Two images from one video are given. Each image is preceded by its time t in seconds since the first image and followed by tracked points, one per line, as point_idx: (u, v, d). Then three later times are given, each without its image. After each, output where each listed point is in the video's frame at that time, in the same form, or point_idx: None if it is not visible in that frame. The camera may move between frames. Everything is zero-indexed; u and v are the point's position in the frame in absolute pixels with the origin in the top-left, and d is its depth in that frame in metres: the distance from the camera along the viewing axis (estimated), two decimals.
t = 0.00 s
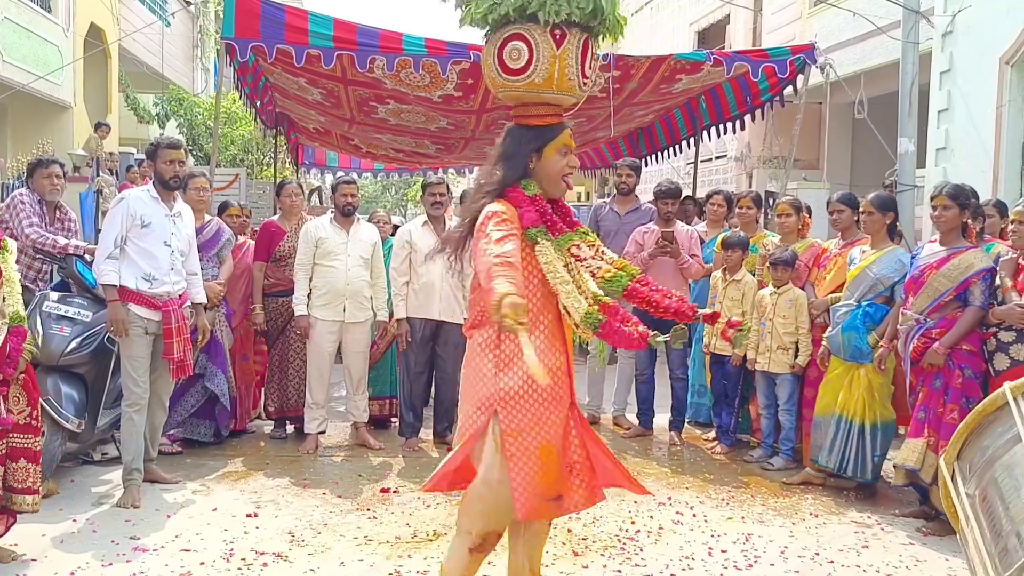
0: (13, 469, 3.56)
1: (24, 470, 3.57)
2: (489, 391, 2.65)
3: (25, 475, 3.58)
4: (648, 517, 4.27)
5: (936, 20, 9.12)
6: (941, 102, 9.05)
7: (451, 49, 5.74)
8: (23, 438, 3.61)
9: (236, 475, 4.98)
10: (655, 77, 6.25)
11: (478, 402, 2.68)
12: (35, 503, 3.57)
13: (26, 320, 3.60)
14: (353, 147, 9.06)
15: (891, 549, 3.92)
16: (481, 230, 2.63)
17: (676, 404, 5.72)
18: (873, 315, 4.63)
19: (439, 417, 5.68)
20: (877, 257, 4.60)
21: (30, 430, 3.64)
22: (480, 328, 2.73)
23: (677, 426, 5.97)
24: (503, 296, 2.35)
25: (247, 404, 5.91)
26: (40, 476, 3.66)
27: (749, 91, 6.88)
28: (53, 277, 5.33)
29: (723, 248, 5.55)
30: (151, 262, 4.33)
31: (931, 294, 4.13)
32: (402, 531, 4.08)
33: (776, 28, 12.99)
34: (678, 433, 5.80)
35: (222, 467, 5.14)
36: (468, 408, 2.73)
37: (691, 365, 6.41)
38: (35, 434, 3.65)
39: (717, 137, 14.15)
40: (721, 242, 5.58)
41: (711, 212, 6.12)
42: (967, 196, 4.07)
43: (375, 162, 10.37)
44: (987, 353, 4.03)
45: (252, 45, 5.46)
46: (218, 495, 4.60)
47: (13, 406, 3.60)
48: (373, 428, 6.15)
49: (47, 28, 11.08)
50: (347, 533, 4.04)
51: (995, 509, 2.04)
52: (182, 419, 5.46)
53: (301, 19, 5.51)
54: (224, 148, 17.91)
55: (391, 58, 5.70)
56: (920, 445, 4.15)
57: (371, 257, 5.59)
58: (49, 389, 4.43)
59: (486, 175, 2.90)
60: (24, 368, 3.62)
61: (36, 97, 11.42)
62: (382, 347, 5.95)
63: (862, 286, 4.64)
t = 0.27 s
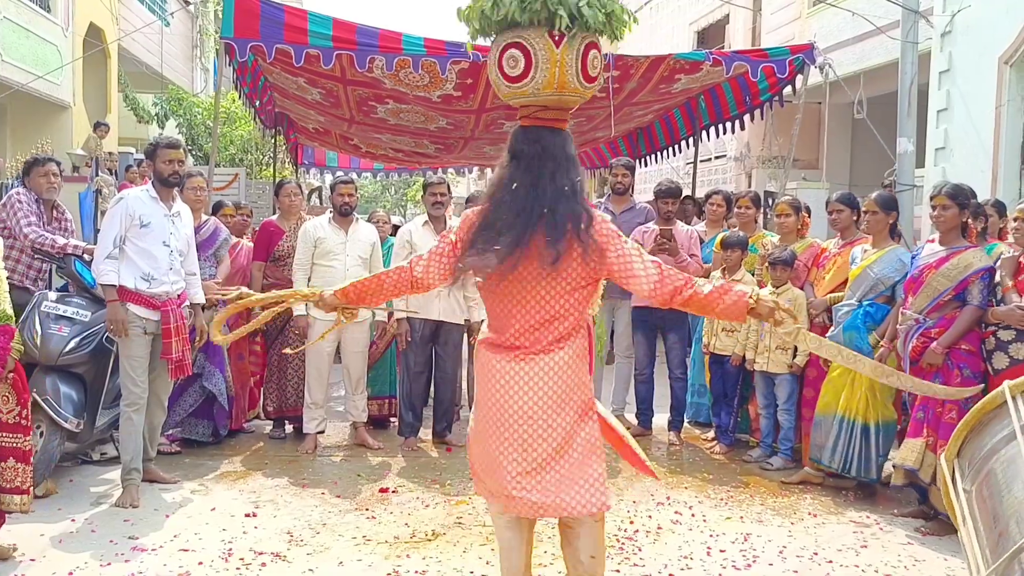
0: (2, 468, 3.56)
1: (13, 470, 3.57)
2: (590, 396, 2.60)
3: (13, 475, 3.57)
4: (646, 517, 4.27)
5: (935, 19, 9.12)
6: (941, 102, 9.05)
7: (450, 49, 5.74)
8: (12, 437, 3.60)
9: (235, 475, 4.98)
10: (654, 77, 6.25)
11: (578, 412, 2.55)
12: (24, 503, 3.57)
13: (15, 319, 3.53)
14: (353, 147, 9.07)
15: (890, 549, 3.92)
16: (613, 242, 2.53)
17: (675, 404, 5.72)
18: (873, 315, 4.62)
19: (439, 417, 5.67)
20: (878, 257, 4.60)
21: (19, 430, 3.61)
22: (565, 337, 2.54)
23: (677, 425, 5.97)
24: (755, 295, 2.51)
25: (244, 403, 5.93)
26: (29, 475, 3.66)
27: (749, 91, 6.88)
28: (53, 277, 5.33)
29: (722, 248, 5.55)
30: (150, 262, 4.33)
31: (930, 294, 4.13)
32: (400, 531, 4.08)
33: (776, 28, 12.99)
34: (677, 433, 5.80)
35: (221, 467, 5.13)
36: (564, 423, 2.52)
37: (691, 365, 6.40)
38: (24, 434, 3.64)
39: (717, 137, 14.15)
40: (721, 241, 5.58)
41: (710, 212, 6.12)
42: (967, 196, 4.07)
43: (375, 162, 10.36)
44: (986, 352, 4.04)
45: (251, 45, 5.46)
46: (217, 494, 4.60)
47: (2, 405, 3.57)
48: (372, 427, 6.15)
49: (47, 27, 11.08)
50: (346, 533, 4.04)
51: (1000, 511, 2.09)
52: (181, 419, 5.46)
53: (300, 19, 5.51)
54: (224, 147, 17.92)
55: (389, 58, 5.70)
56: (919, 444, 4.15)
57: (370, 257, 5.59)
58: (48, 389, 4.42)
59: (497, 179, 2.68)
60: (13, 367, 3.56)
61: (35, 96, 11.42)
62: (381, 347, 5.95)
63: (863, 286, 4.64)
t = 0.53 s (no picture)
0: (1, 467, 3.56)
1: (11, 468, 3.57)
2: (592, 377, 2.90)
3: (12, 474, 3.57)
4: (646, 517, 4.27)
5: (935, 20, 9.12)
6: (940, 102, 9.05)
7: (449, 49, 5.74)
8: (8, 437, 3.62)
9: (234, 475, 4.99)
10: (654, 77, 6.25)
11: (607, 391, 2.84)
12: (24, 501, 3.58)
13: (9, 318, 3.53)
14: (352, 147, 9.07)
15: (889, 549, 3.92)
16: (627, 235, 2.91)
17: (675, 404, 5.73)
18: (875, 315, 4.62)
19: (438, 418, 5.68)
20: (879, 257, 4.60)
21: (14, 429, 3.63)
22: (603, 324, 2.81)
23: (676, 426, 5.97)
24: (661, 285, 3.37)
25: (242, 403, 5.94)
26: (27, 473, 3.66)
27: (748, 91, 6.88)
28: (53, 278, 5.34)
29: (722, 248, 5.55)
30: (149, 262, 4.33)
31: (930, 294, 4.14)
32: (400, 531, 4.08)
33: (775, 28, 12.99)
34: (677, 433, 5.80)
35: (221, 467, 5.14)
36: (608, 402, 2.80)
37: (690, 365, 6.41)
38: (21, 433, 3.65)
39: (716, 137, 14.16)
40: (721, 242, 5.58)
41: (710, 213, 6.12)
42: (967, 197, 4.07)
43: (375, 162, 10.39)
44: (985, 352, 4.03)
45: (251, 45, 5.46)
46: (217, 495, 4.60)
47: None
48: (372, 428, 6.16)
49: (46, 27, 11.07)
50: (345, 533, 4.04)
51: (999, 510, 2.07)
52: (180, 419, 5.46)
53: (300, 19, 5.52)
54: (224, 148, 17.91)
55: (389, 58, 5.70)
56: (918, 444, 4.15)
57: (370, 258, 5.59)
58: (47, 389, 4.42)
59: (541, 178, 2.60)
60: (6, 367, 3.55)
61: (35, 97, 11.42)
62: (380, 347, 5.95)
63: (865, 286, 4.65)
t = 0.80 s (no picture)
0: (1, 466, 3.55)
1: (11, 467, 3.57)
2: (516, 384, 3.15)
3: (12, 473, 3.57)
4: (646, 517, 4.27)
5: (935, 20, 9.12)
6: (940, 102, 9.05)
7: (449, 49, 5.74)
8: (7, 437, 3.58)
9: (235, 475, 4.99)
10: (654, 77, 6.25)
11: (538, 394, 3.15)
12: (24, 499, 3.58)
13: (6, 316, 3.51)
14: (352, 147, 9.07)
15: (890, 549, 3.92)
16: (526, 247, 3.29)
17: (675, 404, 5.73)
18: (875, 315, 4.62)
19: (439, 418, 5.68)
20: (879, 257, 4.61)
21: (13, 428, 3.60)
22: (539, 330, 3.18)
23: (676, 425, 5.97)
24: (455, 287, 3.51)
25: (243, 402, 5.94)
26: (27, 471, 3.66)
27: (748, 91, 6.88)
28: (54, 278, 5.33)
29: (723, 248, 5.55)
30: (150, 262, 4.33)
31: (932, 295, 4.14)
32: (400, 531, 4.08)
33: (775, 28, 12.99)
34: (677, 433, 5.81)
35: (221, 468, 5.14)
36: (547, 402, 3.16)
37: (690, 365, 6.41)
38: (19, 431, 3.62)
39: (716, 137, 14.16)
40: (722, 241, 5.58)
41: (710, 213, 6.12)
42: (968, 197, 4.07)
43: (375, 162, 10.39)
44: (987, 353, 4.03)
45: (252, 45, 5.46)
46: (217, 495, 4.61)
47: None
48: (372, 428, 6.16)
49: (46, 27, 11.07)
50: (346, 533, 4.04)
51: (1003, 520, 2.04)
52: (181, 419, 5.46)
53: (301, 20, 5.52)
54: (224, 147, 17.92)
55: (390, 58, 5.70)
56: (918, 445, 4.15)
57: (370, 258, 5.59)
58: (47, 389, 4.42)
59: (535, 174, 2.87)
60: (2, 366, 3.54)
61: (35, 97, 11.42)
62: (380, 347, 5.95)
63: (865, 286, 4.65)
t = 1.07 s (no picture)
0: (6, 466, 3.55)
1: (17, 467, 3.56)
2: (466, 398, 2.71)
3: (18, 472, 3.57)
4: (646, 518, 4.27)
5: (935, 20, 9.12)
6: (940, 102, 9.05)
7: (449, 49, 5.75)
8: (10, 436, 3.58)
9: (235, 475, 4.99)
10: (654, 77, 6.25)
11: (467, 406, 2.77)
12: (30, 498, 3.58)
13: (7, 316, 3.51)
14: (352, 147, 9.07)
15: (890, 549, 3.92)
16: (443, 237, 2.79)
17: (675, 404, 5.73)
18: (875, 315, 4.62)
19: (439, 418, 5.68)
20: (878, 257, 4.61)
21: (15, 428, 3.59)
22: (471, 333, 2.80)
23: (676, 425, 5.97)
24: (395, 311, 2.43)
25: (244, 402, 5.94)
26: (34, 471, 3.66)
27: (748, 91, 6.88)
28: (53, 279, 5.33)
29: (723, 248, 5.55)
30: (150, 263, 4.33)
31: (932, 295, 4.14)
32: (400, 531, 4.08)
33: (775, 28, 12.99)
34: (677, 433, 5.81)
35: (221, 468, 5.14)
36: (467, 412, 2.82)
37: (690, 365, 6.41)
38: (22, 431, 3.62)
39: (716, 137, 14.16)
40: (721, 241, 5.58)
41: (710, 213, 6.12)
42: (969, 198, 4.07)
43: (375, 162, 10.39)
44: (988, 354, 4.02)
45: (252, 45, 5.45)
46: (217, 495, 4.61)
47: None
48: (372, 428, 6.16)
49: (46, 27, 11.07)
50: (345, 533, 4.05)
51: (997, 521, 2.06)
52: (181, 419, 5.46)
53: (300, 20, 5.52)
54: (224, 147, 17.93)
55: (389, 58, 5.70)
56: (919, 446, 4.15)
57: (370, 258, 5.59)
58: (47, 389, 4.42)
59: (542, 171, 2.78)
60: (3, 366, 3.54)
61: (35, 97, 11.42)
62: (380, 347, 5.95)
63: (865, 286, 4.65)
